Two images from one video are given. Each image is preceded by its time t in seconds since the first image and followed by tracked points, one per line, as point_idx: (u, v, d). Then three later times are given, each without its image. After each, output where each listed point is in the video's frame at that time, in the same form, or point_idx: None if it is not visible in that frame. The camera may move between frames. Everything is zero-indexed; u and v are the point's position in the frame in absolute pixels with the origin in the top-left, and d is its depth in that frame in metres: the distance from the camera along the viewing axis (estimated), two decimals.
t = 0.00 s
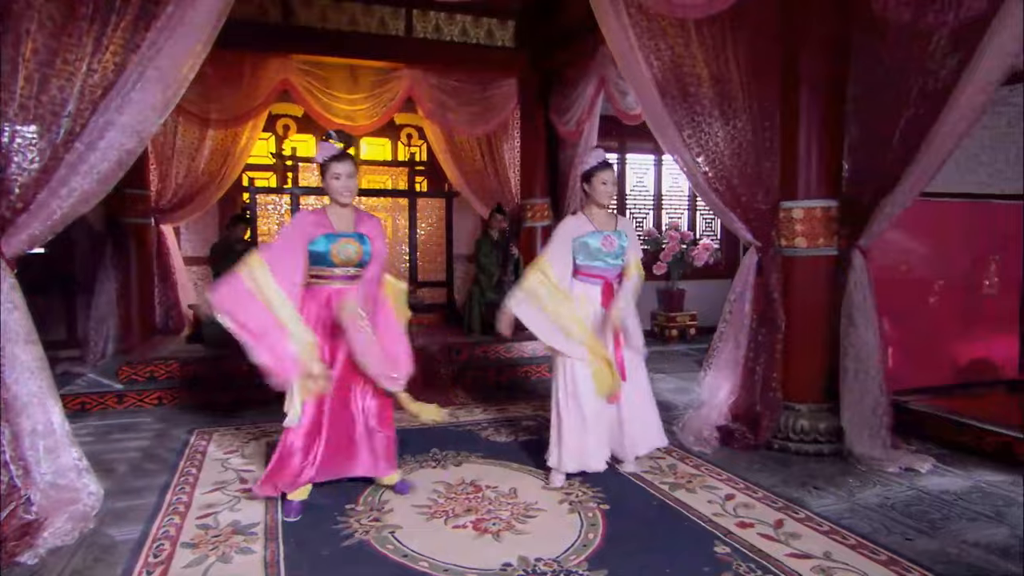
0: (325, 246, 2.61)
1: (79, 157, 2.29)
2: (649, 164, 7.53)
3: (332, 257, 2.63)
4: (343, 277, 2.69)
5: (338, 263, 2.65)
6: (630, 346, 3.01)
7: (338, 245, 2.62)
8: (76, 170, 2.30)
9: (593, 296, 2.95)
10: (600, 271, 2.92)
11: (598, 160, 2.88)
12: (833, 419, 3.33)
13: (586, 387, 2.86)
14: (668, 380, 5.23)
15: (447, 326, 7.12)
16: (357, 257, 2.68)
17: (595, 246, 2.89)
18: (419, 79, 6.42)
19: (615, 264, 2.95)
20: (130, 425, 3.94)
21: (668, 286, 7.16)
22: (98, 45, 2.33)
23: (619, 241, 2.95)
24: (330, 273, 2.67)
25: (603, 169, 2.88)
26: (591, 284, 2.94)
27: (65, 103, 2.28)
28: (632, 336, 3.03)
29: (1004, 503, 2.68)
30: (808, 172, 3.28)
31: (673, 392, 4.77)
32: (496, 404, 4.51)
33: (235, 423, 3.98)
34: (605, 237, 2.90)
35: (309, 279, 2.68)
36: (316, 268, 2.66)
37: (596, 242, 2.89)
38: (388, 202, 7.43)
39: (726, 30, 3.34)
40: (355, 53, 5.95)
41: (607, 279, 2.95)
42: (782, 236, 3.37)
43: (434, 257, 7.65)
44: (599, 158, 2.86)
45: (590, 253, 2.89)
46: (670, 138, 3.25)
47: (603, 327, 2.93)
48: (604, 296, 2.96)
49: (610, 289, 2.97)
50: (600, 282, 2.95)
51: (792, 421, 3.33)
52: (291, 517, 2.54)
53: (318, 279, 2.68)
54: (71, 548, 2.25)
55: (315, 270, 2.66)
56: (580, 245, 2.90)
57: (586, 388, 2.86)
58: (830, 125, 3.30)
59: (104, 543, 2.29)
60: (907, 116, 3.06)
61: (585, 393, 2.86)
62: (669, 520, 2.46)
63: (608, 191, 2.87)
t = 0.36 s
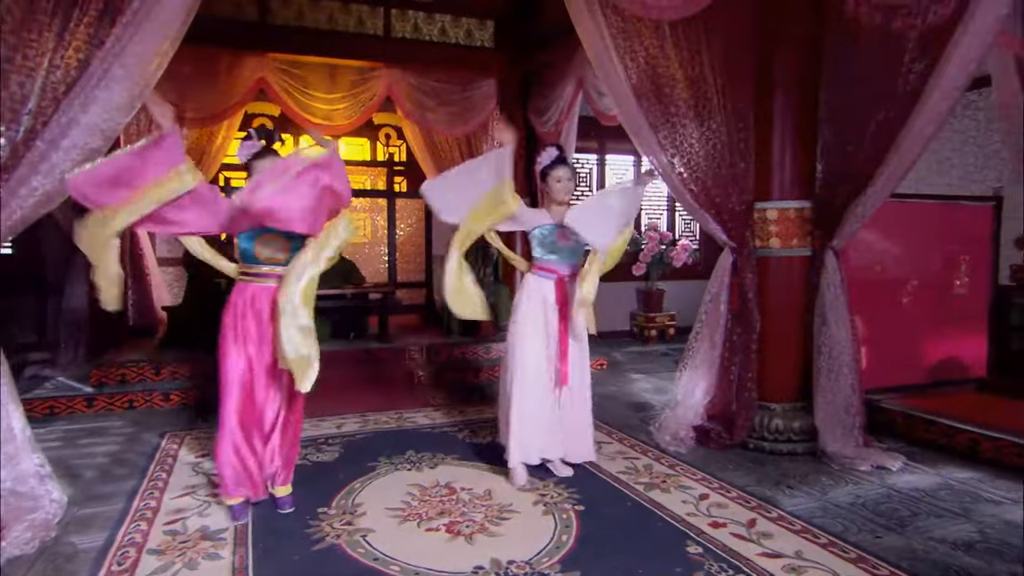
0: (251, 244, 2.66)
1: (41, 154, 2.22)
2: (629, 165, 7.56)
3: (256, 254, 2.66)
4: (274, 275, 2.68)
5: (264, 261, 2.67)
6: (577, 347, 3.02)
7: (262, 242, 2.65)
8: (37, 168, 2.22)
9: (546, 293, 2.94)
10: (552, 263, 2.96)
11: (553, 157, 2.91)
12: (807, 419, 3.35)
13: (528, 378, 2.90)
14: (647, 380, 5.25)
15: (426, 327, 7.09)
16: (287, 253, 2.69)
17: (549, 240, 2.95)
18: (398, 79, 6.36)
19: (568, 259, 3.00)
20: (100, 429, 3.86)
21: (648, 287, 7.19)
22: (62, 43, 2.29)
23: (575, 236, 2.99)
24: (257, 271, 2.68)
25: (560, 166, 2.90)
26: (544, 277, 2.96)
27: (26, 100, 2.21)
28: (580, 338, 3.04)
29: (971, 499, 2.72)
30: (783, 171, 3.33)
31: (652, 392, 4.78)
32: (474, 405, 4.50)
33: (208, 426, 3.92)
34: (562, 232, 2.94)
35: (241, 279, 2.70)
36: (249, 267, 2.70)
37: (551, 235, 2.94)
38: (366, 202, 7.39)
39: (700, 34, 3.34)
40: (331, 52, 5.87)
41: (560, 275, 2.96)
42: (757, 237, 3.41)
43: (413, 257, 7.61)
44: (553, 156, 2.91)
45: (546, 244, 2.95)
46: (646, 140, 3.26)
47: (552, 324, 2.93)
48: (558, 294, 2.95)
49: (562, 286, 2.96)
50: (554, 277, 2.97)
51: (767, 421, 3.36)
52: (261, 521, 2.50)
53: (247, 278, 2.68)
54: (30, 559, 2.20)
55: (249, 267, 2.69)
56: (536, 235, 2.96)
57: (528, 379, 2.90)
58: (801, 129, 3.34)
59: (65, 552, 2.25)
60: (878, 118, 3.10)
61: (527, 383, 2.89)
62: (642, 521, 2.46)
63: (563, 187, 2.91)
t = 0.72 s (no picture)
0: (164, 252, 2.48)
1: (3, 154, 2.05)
2: (610, 166, 7.57)
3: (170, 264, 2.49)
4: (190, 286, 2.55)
5: (177, 271, 2.53)
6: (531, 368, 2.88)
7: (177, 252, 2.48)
8: None
9: (496, 312, 2.79)
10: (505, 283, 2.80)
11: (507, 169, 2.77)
12: (784, 419, 3.36)
13: (475, 395, 2.74)
14: (627, 380, 5.26)
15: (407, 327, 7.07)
16: (200, 268, 2.54)
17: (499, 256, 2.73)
18: (378, 78, 6.32)
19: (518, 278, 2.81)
20: (70, 434, 3.78)
21: (629, 287, 7.21)
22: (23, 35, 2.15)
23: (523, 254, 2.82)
24: (171, 282, 2.54)
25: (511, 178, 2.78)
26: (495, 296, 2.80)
27: None
28: (536, 353, 2.91)
29: (943, 496, 2.75)
30: (760, 173, 3.33)
31: (631, 392, 4.79)
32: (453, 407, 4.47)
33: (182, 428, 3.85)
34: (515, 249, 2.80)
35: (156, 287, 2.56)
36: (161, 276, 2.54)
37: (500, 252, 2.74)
38: (346, 202, 7.34)
39: (677, 35, 3.35)
40: (311, 52, 5.81)
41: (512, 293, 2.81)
42: (734, 237, 3.41)
43: (394, 258, 7.58)
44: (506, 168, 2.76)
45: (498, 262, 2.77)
46: (623, 141, 3.27)
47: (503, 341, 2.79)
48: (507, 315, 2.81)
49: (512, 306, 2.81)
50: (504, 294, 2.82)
51: (744, 421, 3.37)
52: (233, 526, 2.47)
53: (163, 291, 2.55)
54: None
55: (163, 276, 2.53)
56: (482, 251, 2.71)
57: (477, 399, 2.74)
58: (778, 130, 3.34)
59: (28, 560, 2.20)
60: (852, 120, 3.12)
61: (473, 398, 2.74)
62: (619, 522, 2.46)
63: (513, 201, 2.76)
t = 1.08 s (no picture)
0: (117, 271, 2.30)
1: None
2: (594, 166, 7.59)
3: (120, 283, 2.32)
4: (133, 304, 2.37)
5: (125, 290, 2.34)
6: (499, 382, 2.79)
7: (130, 272, 2.32)
8: None
9: (459, 328, 2.76)
10: (467, 300, 2.80)
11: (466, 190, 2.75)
12: (763, 418, 3.37)
13: (435, 404, 2.69)
14: (609, 380, 5.27)
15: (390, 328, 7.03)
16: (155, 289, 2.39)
17: (468, 275, 2.78)
18: (360, 77, 6.31)
19: (483, 297, 2.83)
20: (42, 438, 3.71)
21: (612, 287, 7.22)
22: None
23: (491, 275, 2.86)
24: (115, 299, 2.35)
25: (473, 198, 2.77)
26: (456, 312, 2.78)
27: None
28: (504, 366, 2.82)
29: (917, 495, 2.77)
30: (738, 173, 3.34)
31: (613, 392, 4.80)
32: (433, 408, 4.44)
33: (159, 430, 3.80)
34: (480, 268, 2.79)
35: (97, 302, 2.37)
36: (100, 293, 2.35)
37: (470, 270, 2.78)
38: (328, 202, 7.29)
39: (656, 36, 3.36)
40: (292, 51, 5.76)
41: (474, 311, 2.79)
42: (713, 238, 3.42)
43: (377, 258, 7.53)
44: (466, 189, 2.74)
45: (461, 280, 2.78)
46: (603, 141, 3.27)
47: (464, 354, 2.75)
48: (469, 334, 2.76)
49: (475, 324, 2.78)
50: (467, 312, 2.80)
51: (724, 421, 3.37)
52: (207, 530, 2.43)
53: (105, 305, 2.35)
54: None
55: (106, 293, 2.34)
56: (454, 267, 2.77)
57: (439, 406, 2.67)
58: (756, 133, 3.36)
59: None
60: (829, 121, 3.14)
61: (431, 405, 2.69)
62: (596, 523, 2.45)
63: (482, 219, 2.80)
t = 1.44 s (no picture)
0: (69, 278, 2.35)
1: None
2: (578, 166, 7.59)
3: (74, 291, 2.36)
4: (95, 314, 2.41)
5: (80, 299, 2.38)
6: (463, 383, 2.84)
7: (82, 278, 2.36)
8: None
9: (427, 332, 2.77)
10: (439, 306, 2.83)
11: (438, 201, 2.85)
12: (743, 418, 3.38)
13: (406, 407, 2.68)
14: (592, 380, 5.27)
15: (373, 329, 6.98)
16: (110, 295, 2.42)
17: (439, 278, 2.83)
18: (343, 76, 6.29)
19: (455, 303, 2.87)
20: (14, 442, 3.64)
21: (596, 287, 7.22)
22: None
23: (463, 280, 2.90)
24: (74, 309, 2.39)
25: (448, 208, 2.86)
26: (425, 317, 2.81)
27: None
28: (466, 365, 2.88)
29: (893, 493, 2.79)
30: (718, 174, 3.34)
31: (595, 392, 4.80)
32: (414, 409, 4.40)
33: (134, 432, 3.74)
34: (451, 272, 2.85)
35: (60, 312, 2.41)
36: (61, 303, 2.39)
37: (441, 274, 2.83)
38: (314, 202, 7.28)
39: (636, 35, 3.36)
40: (273, 49, 5.70)
41: (443, 317, 2.82)
42: (693, 238, 3.41)
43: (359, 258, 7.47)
44: (438, 201, 2.84)
45: (432, 285, 2.83)
46: (582, 141, 3.27)
47: (432, 357, 2.75)
48: (437, 338, 2.77)
49: (443, 329, 2.79)
50: (436, 316, 2.82)
51: (704, 420, 3.37)
52: (179, 534, 2.39)
53: (66, 315, 2.39)
54: None
55: (68, 303, 2.38)
56: (424, 270, 2.82)
57: (412, 411, 2.67)
58: (737, 134, 3.35)
59: None
60: (808, 121, 3.15)
61: (401, 409, 2.68)
62: (574, 524, 2.44)
63: (456, 228, 2.87)
